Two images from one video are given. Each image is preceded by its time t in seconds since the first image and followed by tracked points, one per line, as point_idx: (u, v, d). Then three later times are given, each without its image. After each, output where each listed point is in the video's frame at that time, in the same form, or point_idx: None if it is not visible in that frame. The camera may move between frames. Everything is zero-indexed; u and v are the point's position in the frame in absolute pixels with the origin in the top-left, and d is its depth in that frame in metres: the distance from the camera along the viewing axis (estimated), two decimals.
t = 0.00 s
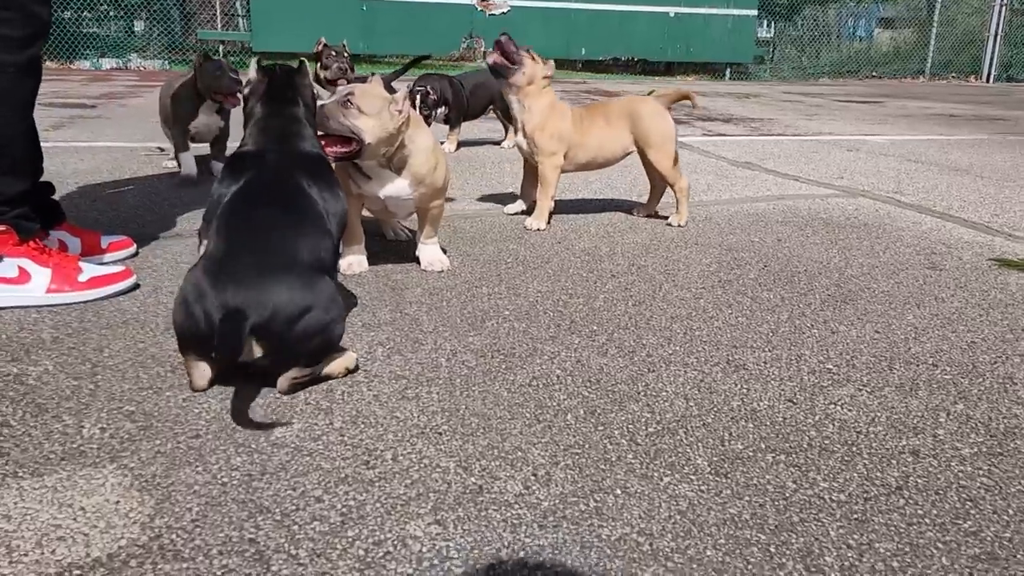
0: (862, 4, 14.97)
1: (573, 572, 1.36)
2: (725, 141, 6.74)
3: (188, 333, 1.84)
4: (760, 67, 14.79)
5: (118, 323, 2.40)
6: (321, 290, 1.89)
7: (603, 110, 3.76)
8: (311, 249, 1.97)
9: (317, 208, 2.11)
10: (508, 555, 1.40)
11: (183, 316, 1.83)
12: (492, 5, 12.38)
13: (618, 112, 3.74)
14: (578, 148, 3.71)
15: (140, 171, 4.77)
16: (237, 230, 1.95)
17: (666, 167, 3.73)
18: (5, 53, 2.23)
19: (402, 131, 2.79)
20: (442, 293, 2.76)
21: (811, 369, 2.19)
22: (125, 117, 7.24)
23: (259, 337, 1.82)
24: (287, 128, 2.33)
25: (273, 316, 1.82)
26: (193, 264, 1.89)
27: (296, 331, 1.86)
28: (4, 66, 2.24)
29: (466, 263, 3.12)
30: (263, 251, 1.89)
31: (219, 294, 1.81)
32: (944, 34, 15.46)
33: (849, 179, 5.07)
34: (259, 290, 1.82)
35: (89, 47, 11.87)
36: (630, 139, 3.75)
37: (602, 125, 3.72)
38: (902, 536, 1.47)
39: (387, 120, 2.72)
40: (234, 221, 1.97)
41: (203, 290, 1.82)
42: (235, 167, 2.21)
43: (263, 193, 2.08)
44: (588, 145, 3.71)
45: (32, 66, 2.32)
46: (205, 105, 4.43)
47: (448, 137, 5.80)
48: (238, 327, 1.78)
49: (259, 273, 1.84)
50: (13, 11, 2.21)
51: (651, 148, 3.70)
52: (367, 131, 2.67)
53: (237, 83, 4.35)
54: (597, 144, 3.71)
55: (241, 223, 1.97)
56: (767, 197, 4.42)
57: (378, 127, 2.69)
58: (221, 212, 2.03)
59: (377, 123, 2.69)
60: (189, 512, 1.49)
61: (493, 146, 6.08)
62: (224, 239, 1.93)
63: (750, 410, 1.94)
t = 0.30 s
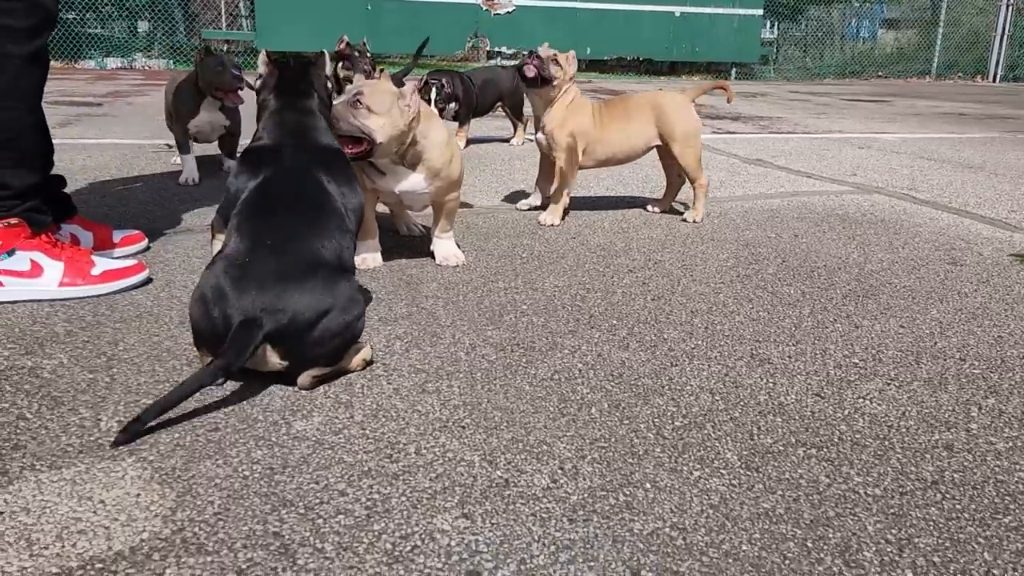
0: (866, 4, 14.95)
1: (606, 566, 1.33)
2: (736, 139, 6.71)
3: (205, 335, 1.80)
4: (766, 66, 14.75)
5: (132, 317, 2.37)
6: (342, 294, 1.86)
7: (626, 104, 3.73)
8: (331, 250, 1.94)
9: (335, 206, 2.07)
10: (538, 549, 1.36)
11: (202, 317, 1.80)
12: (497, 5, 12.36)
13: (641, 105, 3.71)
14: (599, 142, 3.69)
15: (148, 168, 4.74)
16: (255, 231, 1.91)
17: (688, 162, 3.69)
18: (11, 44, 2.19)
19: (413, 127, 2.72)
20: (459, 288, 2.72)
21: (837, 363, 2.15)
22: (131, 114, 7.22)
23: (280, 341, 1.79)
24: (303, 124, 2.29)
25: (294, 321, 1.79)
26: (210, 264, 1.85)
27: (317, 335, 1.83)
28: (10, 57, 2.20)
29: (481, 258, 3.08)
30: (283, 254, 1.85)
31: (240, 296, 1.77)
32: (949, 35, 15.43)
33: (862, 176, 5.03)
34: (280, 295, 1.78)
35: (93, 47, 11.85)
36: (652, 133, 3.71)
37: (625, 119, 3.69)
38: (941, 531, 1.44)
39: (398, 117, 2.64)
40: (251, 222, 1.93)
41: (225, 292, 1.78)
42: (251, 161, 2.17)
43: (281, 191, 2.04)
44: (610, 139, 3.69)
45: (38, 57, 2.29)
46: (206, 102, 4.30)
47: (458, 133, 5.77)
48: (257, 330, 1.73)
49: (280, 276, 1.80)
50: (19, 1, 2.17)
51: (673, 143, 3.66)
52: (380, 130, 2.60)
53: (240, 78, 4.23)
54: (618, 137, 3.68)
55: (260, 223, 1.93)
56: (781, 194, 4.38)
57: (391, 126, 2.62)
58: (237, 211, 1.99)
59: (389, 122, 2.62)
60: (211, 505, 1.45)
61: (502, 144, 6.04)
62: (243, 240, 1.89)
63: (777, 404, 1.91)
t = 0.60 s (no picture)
0: (869, 5, 14.95)
1: (619, 555, 1.33)
2: (741, 138, 6.71)
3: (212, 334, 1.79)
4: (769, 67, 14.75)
5: (143, 312, 2.38)
6: (350, 288, 1.86)
7: (636, 102, 3.73)
8: (336, 245, 1.93)
9: (337, 201, 2.07)
10: (550, 538, 1.37)
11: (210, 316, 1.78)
12: (501, 6, 12.38)
13: (651, 104, 3.72)
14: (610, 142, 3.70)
15: (155, 166, 4.75)
16: (261, 229, 1.89)
17: (697, 160, 3.70)
18: (12, 41, 2.20)
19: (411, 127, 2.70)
20: (466, 284, 2.73)
21: (845, 358, 2.16)
22: (136, 114, 7.23)
23: (290, 338, 1.79)
24: (301, 121, 2.28)
25: (305, 318, 1.79)
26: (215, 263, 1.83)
27: (326, 330, 1.83)
28: (12, 55, 2.21)
29: (489, 255, 3.09)
30: (290, 251, 1.84)
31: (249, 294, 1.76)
32: (952, 35, 15.43)
33: (867, 175, 5.03)
34: (290, 292, 1.78)
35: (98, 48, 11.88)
36: (662, 130, 3.72)
37: (635, 117, 3.70)
38: (952, 522, 1.44)
39: (393, 117, 2.62)
40: (257, 220, 1.91)
41: (233, 291, 1.75)
42: (250, 158, 2.14)
43: (283, 187, 2.02)
44: (621, 138, 3.69)
45: (40, 55, 2.30)
46: (217, 103, 4.33)
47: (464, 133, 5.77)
48: (271, 330, 1.72)
49: (289, 273, 1.79)
50: None
51: (684, 141, 3.67)
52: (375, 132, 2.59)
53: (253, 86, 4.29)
54: (629, 136, 3.69)
55: (264, 220, 1.92)
56: (787, 192, 4.39)
57: (386, 128, 2.61)
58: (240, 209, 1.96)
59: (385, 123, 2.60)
60: (225, 494, 1.46)
61: (507, 143, 6.06)
62: (248, 237, 1.87)
63: (786, 397, 1.91)
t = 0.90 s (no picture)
0: (872, 6, 14.94)
1: (620, 557, 1.32)
2: (744, 139, 6.70)
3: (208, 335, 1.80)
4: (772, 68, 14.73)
5: (143, 312, 2.37)
6: (342, 291, 1.85)
7: (640, 102, 3.73)
8: (330, 247, 1.92)
9: (335, 203, 2.06)
10: (551, 540, 1.36)
11: (204, 318, 1.79)
12: (504, 7, 12.39)
13: (654, 104, 3.71)
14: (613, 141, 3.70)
15: (158, 166, 4.75)
16: (255, 229, 1.89)
17: (700, 159, 3.69)
18: (10, 41, 2.20)
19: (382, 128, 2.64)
20: (468, 284, 2.72)
21: (849, 359, 2.14)
22: (139, 115, 7.24)
23: (281, 341, 1.77)
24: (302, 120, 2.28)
25: (295, 321, 1.77)
26: (210, 265, 1.83)
27: (318, 332, 1.82)
28: (10, 54, 2.21)
29: (490, 255, 3.08)
30: (282, 253, 1.83)
31: (240, 297, 1.75)
32: (956, 36, 15.40)
33: (871, 175, 5.02)
34: (281, 294, 1.76)
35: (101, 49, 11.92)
36: (665, 130, 3.71)
37: (639, 116, 3.69)
38: (957, 525, 1.43)
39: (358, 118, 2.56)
40: (251, 221, 1.91)
41: (225, 293, 1.76)
42: (252, 157, 2.15)
43: (279, 188, 2.01)
44: (625, 137, 3.69)
45: (37, 54, 2.29)
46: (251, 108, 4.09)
47: (467, 133, 5.76)
48: (261, 333, 1.71)
49: (280, 275, 1.78)
50: None
51: (686, 140, 3.66)
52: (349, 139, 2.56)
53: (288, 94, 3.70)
54: (632, 135, 3.68)
55: (258, 221, 1.91)
56: (790, 192, 4.37)
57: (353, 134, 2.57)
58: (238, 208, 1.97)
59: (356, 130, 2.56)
60: (224, 495, 1.45)
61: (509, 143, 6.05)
62: (242, 239, 1.87)
63: (789, 398, 1.90)
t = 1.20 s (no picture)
0: (873, 9, 14.94)
1: (609, 569, 1.32)
2: (744, 142, 6.70)
3: (203, 346, 1.82)
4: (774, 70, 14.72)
5: (139, 319, 2.38)
6: (336, 300, 1.86)
7: (635, 107, 3.73)
8: (323, 256, 1.92)
9: (329, 212, 2.06)
10: (540, 552, 1.36)
11: (199, 330, 1.81)
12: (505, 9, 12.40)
13: (650, 109, 3.71)
14: (609, 146, 3.70)
15: (157, 171, 4.76)
16: (248, 241, 1.90)
17: (696, 165, 3.70)
18: (8, 48, 2.21)
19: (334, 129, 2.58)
20: (464, 290, 2.72)
21: (843, 367, 2.14)
22: (140, 118, 7.25)
23: (276, 353, 1.79)
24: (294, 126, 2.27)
25: (290, 332, 1.79)
26: (202, 276, 1.84)
27: (313, 343, 1.83)
28: (8, 62, 2.22)
29: (487, 260, 3.08)
30: (275, 264, 1.84)
31: (234, 309, 1.77)
32: (958, 39, 15.38)
33: (870, 179, 5.02)
34: (275, 306, 1.78)
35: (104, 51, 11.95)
36: (661, 136, 3.73)
37: (635, 121, 3.70)
38: (948, 536, 1.43)
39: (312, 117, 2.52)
40: (244, 232, 1.92)
41: (218, 305, 1.77)
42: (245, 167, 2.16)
43: (271, 197, 2.02)
44: (620, 143, 3.69)
45: (36, 61, 2.31)
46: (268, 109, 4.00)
47: (467, 137, 5.76)
48: (255, 347, 1.72)
49: (273, 287, 1.80)
50: (15, 6, 2.19)
51: (682, 145, 3.67)
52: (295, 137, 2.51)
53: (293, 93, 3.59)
54: (628, 141, 3.69)
55: (251, 232, 1.92)
56: (789, 197, 4.37)
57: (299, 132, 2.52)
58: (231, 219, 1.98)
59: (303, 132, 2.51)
60: (215, 506, 1.46)
61: (509, 147, 6.05)
62: (234, 250, 1.88)
63: (783, 408, 1.90)
